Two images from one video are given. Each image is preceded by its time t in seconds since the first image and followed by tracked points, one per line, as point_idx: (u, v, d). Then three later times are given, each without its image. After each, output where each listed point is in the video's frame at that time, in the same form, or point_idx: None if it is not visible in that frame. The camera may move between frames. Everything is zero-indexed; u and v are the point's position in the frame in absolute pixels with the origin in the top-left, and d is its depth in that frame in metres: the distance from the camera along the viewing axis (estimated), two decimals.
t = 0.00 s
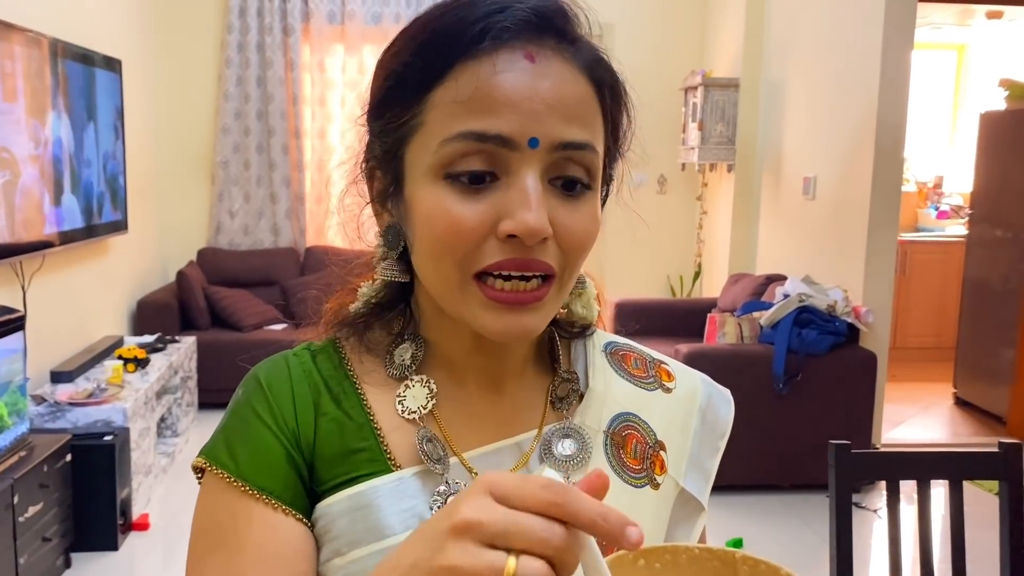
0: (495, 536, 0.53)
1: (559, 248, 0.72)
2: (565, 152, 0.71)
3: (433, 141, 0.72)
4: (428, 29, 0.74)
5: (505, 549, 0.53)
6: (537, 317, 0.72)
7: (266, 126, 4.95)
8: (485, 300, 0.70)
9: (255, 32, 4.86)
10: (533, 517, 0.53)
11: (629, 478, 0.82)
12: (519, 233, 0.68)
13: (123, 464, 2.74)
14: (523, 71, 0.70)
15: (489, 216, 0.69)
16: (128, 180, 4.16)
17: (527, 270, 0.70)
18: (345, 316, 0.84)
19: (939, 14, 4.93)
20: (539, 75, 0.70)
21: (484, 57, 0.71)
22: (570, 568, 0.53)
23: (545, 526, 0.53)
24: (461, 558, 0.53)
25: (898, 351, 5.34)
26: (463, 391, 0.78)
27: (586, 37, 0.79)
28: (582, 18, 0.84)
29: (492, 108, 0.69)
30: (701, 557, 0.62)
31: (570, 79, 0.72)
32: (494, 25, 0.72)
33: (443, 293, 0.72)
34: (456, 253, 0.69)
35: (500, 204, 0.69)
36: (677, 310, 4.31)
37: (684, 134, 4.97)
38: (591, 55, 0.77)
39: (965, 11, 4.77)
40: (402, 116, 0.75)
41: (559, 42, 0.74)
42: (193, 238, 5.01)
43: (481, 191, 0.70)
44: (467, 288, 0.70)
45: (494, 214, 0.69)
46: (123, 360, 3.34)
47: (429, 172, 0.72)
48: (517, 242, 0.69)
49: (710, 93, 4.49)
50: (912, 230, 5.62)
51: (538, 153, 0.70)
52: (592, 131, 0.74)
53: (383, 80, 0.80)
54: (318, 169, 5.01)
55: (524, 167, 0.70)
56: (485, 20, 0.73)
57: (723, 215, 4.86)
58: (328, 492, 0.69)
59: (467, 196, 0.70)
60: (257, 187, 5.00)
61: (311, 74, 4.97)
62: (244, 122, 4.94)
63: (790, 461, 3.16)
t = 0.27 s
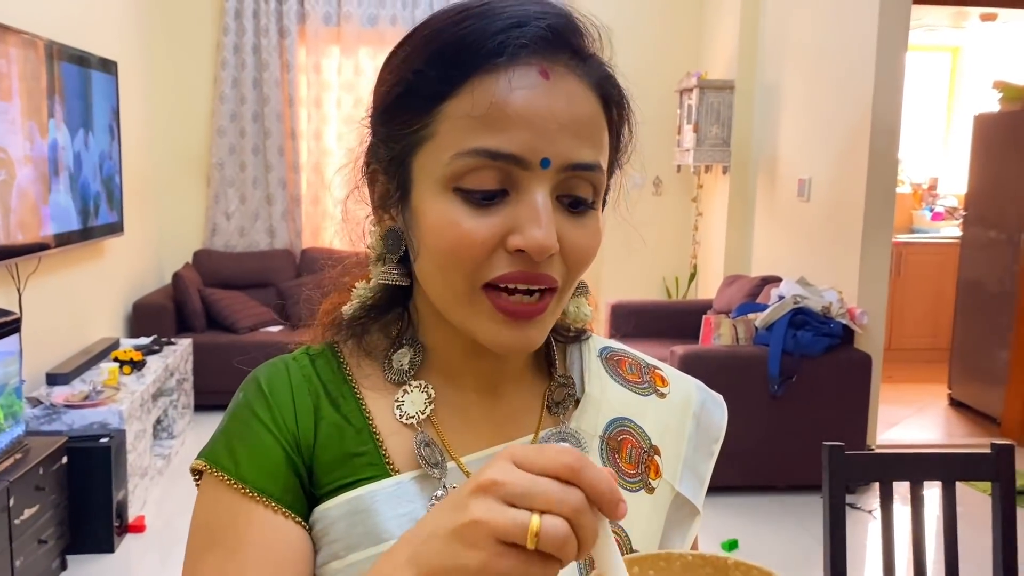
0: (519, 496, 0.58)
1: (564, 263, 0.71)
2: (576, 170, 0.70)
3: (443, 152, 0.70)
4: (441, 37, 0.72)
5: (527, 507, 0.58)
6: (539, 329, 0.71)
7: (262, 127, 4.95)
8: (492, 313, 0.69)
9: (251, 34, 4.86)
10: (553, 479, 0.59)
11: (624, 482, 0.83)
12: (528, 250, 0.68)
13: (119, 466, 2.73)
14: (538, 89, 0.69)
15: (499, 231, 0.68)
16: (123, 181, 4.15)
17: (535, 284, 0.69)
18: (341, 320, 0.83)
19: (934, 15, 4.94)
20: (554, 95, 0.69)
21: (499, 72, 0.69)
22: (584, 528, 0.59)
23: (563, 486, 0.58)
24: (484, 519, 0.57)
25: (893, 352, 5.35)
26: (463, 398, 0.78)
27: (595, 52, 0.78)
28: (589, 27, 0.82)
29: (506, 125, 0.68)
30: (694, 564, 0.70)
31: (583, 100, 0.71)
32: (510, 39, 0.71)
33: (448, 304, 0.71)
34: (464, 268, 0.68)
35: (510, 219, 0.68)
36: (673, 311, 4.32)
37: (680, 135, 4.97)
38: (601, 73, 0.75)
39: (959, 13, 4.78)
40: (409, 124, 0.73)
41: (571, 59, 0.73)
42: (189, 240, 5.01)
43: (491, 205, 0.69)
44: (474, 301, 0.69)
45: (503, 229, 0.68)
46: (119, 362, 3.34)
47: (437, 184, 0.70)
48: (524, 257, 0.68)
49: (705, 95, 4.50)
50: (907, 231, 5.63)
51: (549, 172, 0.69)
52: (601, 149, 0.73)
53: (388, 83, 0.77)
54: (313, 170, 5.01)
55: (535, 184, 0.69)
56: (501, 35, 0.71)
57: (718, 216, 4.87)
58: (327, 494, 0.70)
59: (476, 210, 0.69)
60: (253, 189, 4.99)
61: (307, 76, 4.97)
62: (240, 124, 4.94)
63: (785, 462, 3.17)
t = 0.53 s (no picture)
0: (511, 401, 0.60)
1: (574, 269, 0.69)
2: (585, 176, 0.69)
3: (453, 159, 0.69)
4: (452, 44, 0.71)
5: (521, 411, 0.60)
6: (550, 333, 0.69)
7: (257, 128, 4.95)
8: (502, 317, 0.67)
9: (246, 35, 4.87)
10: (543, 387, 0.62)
11: (629, 481, 0.82)
12: (537, 255, 0.66)
13: (115, 467, 2.74)
14: (549, 96, 0.67)
15: (509, 234, 0.66)
16: (119, 182, 4.16)
17: (544, 287, 0.67)
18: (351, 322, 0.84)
19: (926, 19, 4.97)
20: (564, 102, 0.68)
21: (510, 79, 0.68)
22: (575, 426, 0.61)
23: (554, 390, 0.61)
24: (483, 427, 0.59)
25: (886, 353, 5.38)
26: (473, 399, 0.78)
27: (603, 61, 0.77)
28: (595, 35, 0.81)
29: (516, 130, 0.67)
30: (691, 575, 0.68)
31: (592, 108, 0.70)
32: (521, 47, 0.69)
33: (459, 306, 0.69)
34: (472, 272, 0.66)
35: (519, 223, 0.67)
36: (667, 312, 4.33)
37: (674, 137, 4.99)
38: (608, 82, 0.75)
39: (952, 17, 4.81)
40: (420, 129, 0.72)
41: (580, 67, 0.72)
42: (184, 241, 5.01)
43: (501, 209, 0.67)
44: (484, 305, 0.67)
45: (512, 233, 0.66)
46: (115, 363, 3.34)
47: (447, 189, 0.69)
48: (534, 262, 0.66)
49: (699, 97, 4.52)
50: (900, 233, 5.66)
51: (557, 177, 0.67)
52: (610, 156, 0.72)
53: (399, 89, 0.76)
54: (308, 171, 5.01)
55: (543, 190, 0.67)
56: (513, 43, 0.70)
57: (712, 217, 4.89)
58: (341, 491, 0.70)
59: (487, 214, 0.67)
60: (248, 190, 5.00)
61: (302, 77, 4.97)
62: (235, 125, 4.94)
63: (779, 462, 3.19)
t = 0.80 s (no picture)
0: (480, 348, 0.62)
1: (580, 265, 0.70)
2: (591, 175, 0.70)
3: (463, 158, 0.70)
4: (463, 47, 0.73)
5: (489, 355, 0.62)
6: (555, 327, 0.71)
7: (252, 128, 4.96)
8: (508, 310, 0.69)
9: (241, 35, 4.88)
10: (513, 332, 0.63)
11: (633, 472, 0.82)
12: (545, 249, 0.67)
13: (111, 466, 2.75)
14: (556, 97, 0.69)
15: (516, 230, 0.67)
16: (114, 182, 4.16)
17: (550, 281, 0.68)
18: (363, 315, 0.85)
19: (917, 21, 5.01)
20: (570, 103, 0.69)
21: (518, 80, 0.70)
22: (542, 368, 0.62)
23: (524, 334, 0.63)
24: (456, 372, 0.61)
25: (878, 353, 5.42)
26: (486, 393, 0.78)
27: (608, 63, 0.78)
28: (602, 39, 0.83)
29: (523, 130, 0.68)
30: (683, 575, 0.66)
31: (598, 110, 0.71)
32: (527, 50, 0.71)
33: (468, 300, 0.71)
34: (482, 266, 0.68)
35: (527, 220, 0.68)
36: (661, 312, 4.36)
37: (668, 139, 5.03)
38: (614, 86, 0.76)
39: (942, 20, 4.86)
40: (431, 130, 0.74)
41: (587, 71, 0.73)
42: (178, 241, 5.02)
43: (508, 206, 0.69)
44: (492, 298, 0.69)
45: (520, 229, 0.68)
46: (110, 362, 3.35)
47: (458, 188, 0.70)
48: (541, 257, 0.68)
49: (693, 99, 4.55)
50: (891, 233, 5.70)
51: (564, 176, 0.69)
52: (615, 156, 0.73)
53: (412, 91, 0.79)
54: (303, 171, 5.03)
55: (551, 188, 0.69)
56: (522, 46, 0.71)
57: (705, 218, 4.92)
58: (353, 479, 0.71)
59: (495, 210, 0.68)
60: (243, 190, 5.01)
61: (297, 77, 4.98)
62: (230, 125, 4.95)
63: (771, 461, 3.22)
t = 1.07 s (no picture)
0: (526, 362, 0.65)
1: (585, 260, 0.72)
2: (593, 172, 0.72)
3: (470, 159, 0.72)
4: (466, 51, 0.74)
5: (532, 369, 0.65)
6: (560, 322, 0.73)
7: (246, 128, 4.97)
8: (515, 306, 0.71)
9: (235, 35, 4.89)
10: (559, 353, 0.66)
11: (631, 464, 0.84)
12: (551, 245, 0.69)
13: (107, 464, 2.76)
14: (558, 98, 0.71)
15: (522, 228, 0.70)
16: (108, 180, 4.17)
17: (555, 275, 0.70)
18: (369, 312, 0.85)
19: (908, 23, 5.05)
20: (572, 104, 0.71)
21: (521, 82, 0.72)
22: (580, 386, 0.64)
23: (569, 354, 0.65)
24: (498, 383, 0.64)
25: (869, 353, 5.45)
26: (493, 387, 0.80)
27: (606, 64, 0.80)
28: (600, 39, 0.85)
29: (527, 131, 0.70)
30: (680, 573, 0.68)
31: (598, 110, 0.73)
32: (529, 53, 0.73)
33: (476, 298, 0.72)
34: (490, 263, 0.70)
35: (532, 217, 0.70)
36: (654, 313, 4.38)
37: (660, 139, 5.05)
38: (613, 85, 0.78)
39: (933, 21, 4.89)
40: (437, 132, 0.76)
41: (587, 71, 0.75)
42: (172, 240, 5.03)
43: (515, 205, 0.71)
44: (500, 293, 0.71)
45: (526, 227, 0.70)
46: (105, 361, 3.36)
47: (465, 187, 0.72)
48: (547, 252, 0.70)
49: (685, 100, 4.57)
50: (882, 234, 5.75)
51: (567, 174, 0.71)
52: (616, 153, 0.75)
53: (416, 95, 0.80)
54: (297, 171, 5.04)
55: (555, 186, 0.71)
56: (524, 49, 0.73)
57: (698, 218, 4.95)
58: (367, 468, 0.73)
59: (502, 208, 0.70)
60: (236, 189, 5.02)
61: (292, 77, 4.99)
62: (224, 125, 4.96)
63: (763, 460, 3.25)
